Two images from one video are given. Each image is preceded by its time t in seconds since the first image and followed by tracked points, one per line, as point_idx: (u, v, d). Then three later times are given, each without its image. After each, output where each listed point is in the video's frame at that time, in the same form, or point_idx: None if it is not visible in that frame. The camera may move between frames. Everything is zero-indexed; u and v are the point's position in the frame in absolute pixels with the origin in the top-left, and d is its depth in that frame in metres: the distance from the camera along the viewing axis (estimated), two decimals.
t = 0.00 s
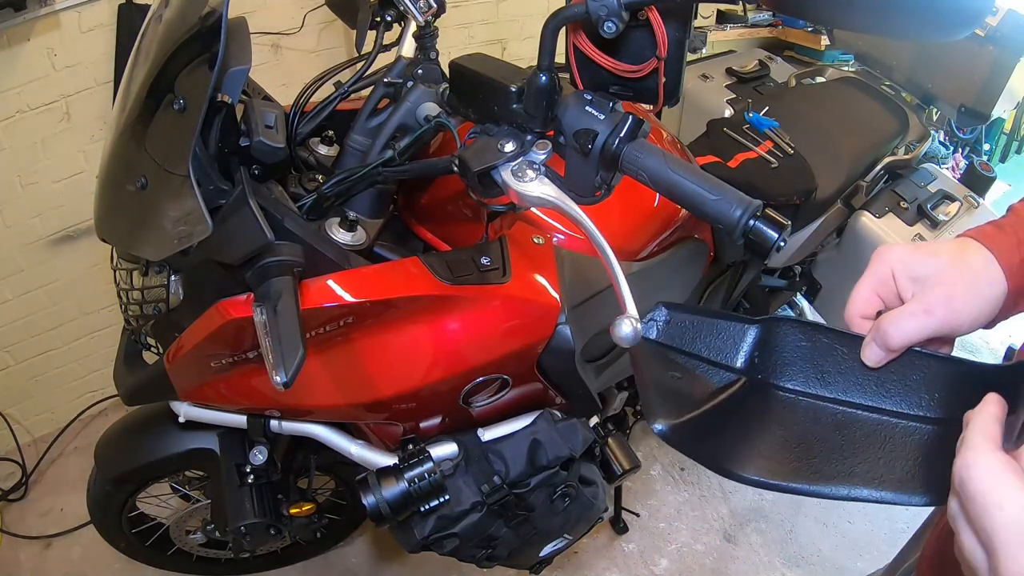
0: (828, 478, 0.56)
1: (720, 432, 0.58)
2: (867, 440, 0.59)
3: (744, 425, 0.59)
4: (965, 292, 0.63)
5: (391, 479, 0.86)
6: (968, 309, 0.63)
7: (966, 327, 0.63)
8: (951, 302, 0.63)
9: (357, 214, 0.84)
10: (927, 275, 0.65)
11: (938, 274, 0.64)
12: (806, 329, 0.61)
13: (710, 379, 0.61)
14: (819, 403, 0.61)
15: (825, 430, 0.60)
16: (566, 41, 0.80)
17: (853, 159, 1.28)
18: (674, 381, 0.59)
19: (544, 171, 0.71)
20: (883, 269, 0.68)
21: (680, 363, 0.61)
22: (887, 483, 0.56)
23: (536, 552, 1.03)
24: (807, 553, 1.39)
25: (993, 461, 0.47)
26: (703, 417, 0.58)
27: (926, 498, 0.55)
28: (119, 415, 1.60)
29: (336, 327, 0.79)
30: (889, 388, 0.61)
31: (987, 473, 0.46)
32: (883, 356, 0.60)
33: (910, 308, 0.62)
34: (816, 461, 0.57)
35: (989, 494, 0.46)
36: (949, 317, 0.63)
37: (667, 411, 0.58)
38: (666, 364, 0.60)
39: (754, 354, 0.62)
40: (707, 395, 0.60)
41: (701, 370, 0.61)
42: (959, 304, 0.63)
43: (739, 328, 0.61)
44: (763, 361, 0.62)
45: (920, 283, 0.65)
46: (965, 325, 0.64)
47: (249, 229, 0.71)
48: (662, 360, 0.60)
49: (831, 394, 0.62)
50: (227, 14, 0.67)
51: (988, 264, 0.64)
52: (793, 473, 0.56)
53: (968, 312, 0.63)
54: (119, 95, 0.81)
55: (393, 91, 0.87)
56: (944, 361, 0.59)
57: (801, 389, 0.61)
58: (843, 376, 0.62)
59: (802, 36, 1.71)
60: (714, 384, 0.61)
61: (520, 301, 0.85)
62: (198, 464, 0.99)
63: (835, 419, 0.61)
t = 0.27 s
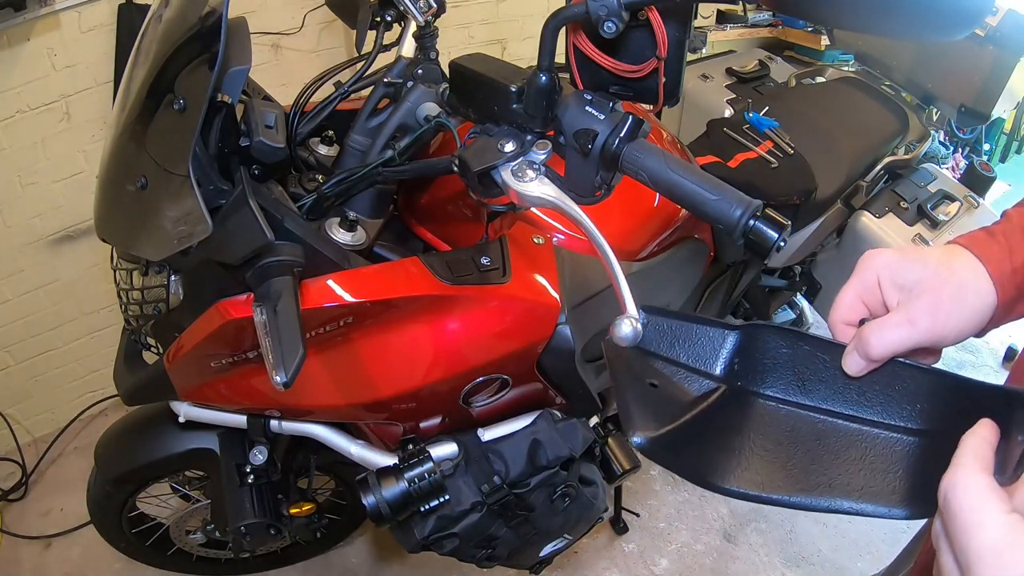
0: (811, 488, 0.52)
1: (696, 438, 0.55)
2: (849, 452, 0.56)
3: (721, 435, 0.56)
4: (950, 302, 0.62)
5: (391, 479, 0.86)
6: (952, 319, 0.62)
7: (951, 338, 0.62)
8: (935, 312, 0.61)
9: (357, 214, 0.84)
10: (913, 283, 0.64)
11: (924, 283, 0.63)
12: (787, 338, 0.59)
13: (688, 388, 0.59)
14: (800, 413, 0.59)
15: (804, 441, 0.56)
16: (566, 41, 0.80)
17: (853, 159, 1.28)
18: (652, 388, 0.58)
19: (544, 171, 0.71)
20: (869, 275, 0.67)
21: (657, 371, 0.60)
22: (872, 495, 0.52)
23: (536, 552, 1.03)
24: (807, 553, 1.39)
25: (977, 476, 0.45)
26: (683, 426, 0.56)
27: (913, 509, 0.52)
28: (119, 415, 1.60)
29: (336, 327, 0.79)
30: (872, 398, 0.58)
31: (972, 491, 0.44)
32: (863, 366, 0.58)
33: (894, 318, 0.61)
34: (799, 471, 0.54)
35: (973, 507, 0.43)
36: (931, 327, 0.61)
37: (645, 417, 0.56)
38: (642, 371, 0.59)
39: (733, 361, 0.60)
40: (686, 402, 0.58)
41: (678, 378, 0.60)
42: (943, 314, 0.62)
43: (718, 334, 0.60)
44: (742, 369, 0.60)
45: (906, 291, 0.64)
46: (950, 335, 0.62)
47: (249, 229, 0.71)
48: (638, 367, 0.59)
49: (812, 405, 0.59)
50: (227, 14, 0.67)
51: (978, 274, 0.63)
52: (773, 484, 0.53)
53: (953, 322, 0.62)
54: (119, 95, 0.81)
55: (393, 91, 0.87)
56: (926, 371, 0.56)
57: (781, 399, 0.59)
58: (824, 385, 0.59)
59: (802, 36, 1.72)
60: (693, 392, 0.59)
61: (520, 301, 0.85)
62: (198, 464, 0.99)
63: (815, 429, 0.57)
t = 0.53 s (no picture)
0: (812, 500, 0.51)
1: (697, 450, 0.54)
2: (851, 465, 0.54)
3: (720, 449, 0.55)
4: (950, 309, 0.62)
5: (391, 479, 0.86)
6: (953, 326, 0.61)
7: (951, 346, 0.62)
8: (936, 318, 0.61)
9: (357, 214, 0.84)
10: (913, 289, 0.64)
11: (923, 291, 0.63)
12: (785, 349, 0.58)
13: (687, 403, 0.58)
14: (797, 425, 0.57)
15: (805, 454, 0.55)
16: (566, 41, 0.80)
17: (853, 159, 1.28)
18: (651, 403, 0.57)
19: (544, 172, 0.71)
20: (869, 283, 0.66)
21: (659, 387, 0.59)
22: (874, 505, 0.51)
23: (536, 552, 1.03)
24: (807, 553, 1.39)
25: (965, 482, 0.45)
26: (681, 440, 0.54)
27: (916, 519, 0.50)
28: (119, 415, 1.60)
29: (336, 327, 0.79)
30: (873, 408, 0.57)
31: (960, 502, 0.44)
32: (863, 375, 0.56)
33: (894, 326, 0.60)
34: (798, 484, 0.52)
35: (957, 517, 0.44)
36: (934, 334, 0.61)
37: (645, 432, 0.54)
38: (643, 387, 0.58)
39: (732, 375, 0.59)
40: (684, 418, 0.57)
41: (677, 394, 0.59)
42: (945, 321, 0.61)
43: (717, 349, 0.59)
44: (743, 383, 0.59)
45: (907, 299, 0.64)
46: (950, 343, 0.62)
47: (249, 229, 0.71)
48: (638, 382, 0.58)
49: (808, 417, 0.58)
50: (227, 14, 0.67)
51: (978, 281, 0.63)
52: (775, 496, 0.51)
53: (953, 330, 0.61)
54: (119, 95, 0.81)
55: (393, 91, 0.87)
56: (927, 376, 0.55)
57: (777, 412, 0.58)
58: (825, 395, 0.58)
59: (802, 36, 1.72)
60: (691, 407, 0.58)
61: (519, 301, 0.85)
62: (198, 464, 0.99)
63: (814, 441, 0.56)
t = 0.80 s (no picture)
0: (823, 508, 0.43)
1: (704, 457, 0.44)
2: (862, 479, 0.46)
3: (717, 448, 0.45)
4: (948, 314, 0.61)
5: (391, 479, 0.86)
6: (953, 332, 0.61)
7: (953, 352, 0.61)
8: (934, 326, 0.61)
9: (357, 214, 0.84)
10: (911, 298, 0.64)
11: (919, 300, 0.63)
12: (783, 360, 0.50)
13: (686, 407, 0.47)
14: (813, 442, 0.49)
15: (813, 466, 0.46)
16: (566, 41, 0.80)
17: (853, 158, 1.28)
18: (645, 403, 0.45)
19: (544, 171, 0.71)
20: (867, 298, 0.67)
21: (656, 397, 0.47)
22: (889, 519, 0.43)
23: (536, 552, 1.03)
24: (807, 553, 1.39)
25: (1008, 406, 0.36)
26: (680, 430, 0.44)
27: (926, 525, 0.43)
28: (119, 415, 1.60)
29: (336, 326, 0.79)
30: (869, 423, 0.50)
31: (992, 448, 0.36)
32: (860, 386, 0.51)
33: (891, 334, 0.59)
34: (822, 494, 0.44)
35: (973, 471, 0.38)
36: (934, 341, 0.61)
37: (639, 413, 0.44)
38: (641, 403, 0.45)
39: (727, 389, 0.49)
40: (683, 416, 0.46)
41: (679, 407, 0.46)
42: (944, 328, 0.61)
43: (713, 361, 0.49)
44: (740, 399, 0.49)
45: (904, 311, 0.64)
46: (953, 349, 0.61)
47: (249, 229, 0.71)
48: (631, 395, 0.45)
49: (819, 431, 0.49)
50: (227, 14, 0.67)
51: (975, 284, 0.61)
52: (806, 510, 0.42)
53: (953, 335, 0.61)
54: (119, 95, 0.81)
55: (393, 91, 0.87)
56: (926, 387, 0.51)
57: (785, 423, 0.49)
58: (824, 414, 0.50)
59: (802, 36, 1.72)
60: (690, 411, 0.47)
61: (519, 301, 0.85)
62: (198, 464, 0.99)
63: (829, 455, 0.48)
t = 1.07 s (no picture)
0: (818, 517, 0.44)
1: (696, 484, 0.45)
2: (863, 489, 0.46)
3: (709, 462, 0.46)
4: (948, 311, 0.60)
5: (391, 479, 0.86)
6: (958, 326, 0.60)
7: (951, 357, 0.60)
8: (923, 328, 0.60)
9: (357, 214, 0.84)
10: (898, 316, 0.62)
11: (911, 307, 0.62)
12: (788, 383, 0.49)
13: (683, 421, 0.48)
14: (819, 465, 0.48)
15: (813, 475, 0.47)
16: (566, 41, 0.80)
17: (853, 158, 1.28)
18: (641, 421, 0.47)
19: (544, 171, 0.71)
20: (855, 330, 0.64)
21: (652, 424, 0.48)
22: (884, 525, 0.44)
23: (536, 552, 1.03)
24: (807, 553, 1.39)
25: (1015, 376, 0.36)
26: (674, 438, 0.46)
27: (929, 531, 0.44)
28: (120, 415, 1.60)
29: (335, 326, 0.79)
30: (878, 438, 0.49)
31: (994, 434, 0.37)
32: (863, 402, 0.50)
33: (887, 344, 0.58)
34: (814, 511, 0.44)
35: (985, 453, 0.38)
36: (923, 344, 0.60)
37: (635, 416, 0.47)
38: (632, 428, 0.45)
39: (725, 410, 0.49)
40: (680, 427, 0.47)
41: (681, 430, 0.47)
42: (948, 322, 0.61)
43: (709, 383, 0.50)
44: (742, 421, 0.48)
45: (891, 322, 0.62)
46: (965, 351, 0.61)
47: (249, 229, 0.71)
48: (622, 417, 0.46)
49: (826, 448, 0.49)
50: (227, 14, 0.67)
51: (960, 285, 0.63)
52: (794, 526, 0.43)
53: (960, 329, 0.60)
54: (119, 95, 0.81)
55: (393, 91, 0.87)
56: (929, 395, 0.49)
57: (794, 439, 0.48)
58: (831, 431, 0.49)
59: (802, 36, 1.72)
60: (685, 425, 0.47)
61: (519, 301, 0.85)
62: (198, 464, 0.99)
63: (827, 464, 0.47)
